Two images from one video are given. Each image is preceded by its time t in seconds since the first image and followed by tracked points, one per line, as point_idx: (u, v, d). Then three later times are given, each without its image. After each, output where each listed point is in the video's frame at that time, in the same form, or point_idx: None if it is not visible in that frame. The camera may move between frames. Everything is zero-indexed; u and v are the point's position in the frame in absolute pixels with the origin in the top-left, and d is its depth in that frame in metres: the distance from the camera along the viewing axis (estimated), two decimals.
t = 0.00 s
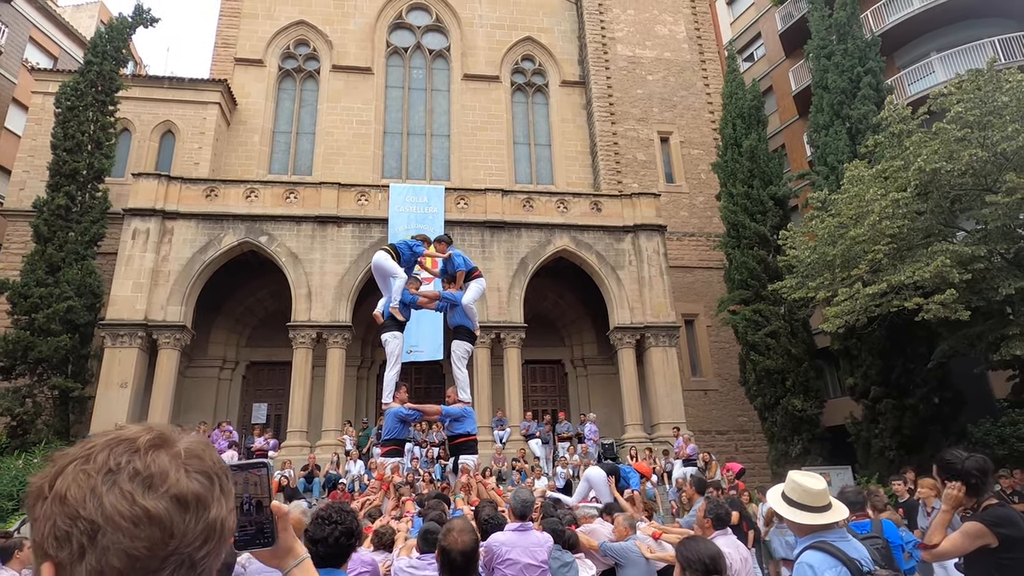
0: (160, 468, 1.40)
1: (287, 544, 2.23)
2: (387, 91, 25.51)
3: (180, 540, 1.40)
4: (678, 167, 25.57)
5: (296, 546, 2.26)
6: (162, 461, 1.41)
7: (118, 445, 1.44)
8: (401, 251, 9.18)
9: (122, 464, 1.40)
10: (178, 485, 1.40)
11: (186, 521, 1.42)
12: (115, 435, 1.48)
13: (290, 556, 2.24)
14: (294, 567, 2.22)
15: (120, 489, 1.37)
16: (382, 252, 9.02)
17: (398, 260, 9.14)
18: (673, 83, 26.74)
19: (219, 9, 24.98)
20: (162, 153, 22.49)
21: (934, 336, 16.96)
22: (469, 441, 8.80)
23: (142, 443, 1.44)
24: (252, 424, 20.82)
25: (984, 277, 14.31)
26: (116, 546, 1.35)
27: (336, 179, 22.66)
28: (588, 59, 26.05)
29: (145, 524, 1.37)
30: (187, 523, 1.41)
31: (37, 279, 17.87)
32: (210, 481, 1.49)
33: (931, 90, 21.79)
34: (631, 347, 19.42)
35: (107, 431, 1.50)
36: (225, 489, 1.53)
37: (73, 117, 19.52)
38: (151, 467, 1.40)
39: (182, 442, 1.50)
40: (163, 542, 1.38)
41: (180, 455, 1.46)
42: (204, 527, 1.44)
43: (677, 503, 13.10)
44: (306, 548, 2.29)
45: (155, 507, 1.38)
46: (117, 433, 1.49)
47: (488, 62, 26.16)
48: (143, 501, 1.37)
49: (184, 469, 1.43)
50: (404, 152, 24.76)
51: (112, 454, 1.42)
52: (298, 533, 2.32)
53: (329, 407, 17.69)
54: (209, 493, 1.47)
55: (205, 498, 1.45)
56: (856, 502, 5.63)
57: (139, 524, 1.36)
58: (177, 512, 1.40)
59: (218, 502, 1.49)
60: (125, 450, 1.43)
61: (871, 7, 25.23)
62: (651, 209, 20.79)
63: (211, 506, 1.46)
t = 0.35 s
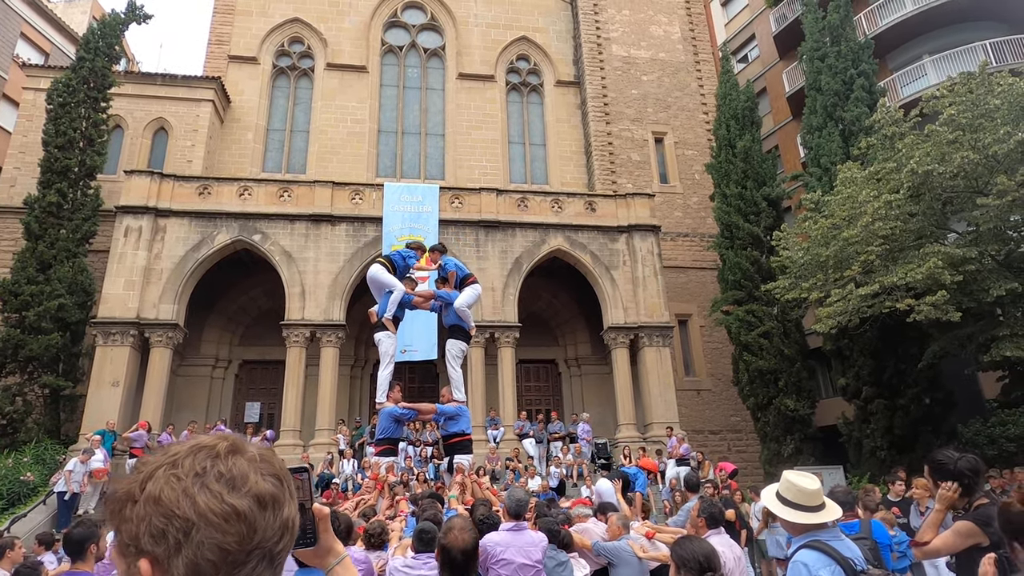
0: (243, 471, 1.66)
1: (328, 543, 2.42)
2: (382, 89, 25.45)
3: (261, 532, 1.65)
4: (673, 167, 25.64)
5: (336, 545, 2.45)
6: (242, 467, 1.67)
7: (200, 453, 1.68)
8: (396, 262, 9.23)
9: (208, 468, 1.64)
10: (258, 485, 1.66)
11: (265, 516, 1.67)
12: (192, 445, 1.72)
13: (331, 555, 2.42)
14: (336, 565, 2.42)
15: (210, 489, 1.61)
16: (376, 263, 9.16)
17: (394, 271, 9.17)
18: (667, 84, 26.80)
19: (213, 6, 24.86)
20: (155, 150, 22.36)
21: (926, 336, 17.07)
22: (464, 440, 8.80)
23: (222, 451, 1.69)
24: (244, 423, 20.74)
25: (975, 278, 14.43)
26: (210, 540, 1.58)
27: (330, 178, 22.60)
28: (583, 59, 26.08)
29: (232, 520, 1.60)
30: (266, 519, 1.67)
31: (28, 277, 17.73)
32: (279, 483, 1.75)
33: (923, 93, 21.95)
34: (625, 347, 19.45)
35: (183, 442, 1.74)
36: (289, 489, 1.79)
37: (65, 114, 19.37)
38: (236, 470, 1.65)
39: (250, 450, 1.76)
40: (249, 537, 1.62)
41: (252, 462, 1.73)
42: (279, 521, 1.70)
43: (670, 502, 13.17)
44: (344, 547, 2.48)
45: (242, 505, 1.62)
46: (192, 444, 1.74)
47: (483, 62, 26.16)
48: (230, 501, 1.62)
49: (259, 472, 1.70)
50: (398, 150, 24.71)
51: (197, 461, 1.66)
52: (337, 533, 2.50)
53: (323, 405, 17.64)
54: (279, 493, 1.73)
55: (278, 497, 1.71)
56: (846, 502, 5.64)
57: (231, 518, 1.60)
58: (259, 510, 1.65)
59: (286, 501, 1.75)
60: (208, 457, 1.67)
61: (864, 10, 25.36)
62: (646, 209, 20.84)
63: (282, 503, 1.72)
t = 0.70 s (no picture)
0: (311, 474, 1.77)
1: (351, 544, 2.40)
2: (385, 87, 25.44)
3: (325, 537, 1.76)
4: (676, 164, 25.60)
5: (359, 544, 2.42)
6: (306, 471, 1.78)
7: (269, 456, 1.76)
8: (393, 266, 9.06)
9: (280, 471, 1.73)
10: (323, 488, 1.78)
11: (328, 519, 1.78)
12: (255, 448, 1.79)
13: (353, 556, 2.39)
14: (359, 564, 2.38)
15: (287, 492, 1.70)
16: (378, 269, 9.02)
17: (393, 275, 9.04)
18: (671, 82, 26.73)
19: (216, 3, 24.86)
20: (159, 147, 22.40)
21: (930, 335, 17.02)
22: (468, 437, 8.81)
23: (288, 458, 1.79)
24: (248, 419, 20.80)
25: (979, 277, 14.36)
26: (289, 543, 1.66)
27: (333, 175, 22.62)
28: (587, 56, 26.02)
29: (304, 523, 1.70)
30: (326, 522, 1.78)
31: (33, 273, 17.80)
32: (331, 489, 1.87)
33: (928, 91, 21.86)
34: (628, 344, 19.45)
35: (245, 444, 1.81)
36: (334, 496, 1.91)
37: (69, 111, 19.41)
38: (307, 476, 1.76)
39: (304, 457, 1.87)
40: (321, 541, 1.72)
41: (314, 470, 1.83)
42: (333, 525, 1.82)
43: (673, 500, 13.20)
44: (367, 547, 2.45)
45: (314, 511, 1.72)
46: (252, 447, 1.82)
47: (487, 59, 26.13)
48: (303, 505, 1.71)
49: (318, 476, 1.81)
50: (401, 148, 24.72)
51: (267, 465, 1.74)
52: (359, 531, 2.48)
53: (326, 402, 17.69)
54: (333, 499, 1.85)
55: (333, 502, 1.83)
56: (851, 500, 5.60)
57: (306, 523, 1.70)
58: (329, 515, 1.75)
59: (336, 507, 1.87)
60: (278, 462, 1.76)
61: (869, 7, 25.25)
62: (649, 207, 20.81)
63: (336, 508, 1.85)
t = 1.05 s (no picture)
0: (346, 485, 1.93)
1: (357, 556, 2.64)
2: (388, 88, 25.47)
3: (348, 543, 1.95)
4: (679, 163, 25.57)
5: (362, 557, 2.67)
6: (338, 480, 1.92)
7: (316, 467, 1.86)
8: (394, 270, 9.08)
9: (332, 481, 1.88)
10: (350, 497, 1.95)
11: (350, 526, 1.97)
12: (299, 457, 1.85)
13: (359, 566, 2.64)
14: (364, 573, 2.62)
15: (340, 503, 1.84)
16: (379, 274, 9.05)
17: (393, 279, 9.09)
18: (673, 81, 26.70)
19: (218, 6, 24.94)
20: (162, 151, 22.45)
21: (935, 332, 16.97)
22: (473, 438, 8.76)
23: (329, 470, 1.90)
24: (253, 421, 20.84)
25: (985, 273, 14.33)
26: (343, 550, 1.83)
27: (336, 176, 22.66)
28: (589, 56, 26.01)
29: (346, 531, 1.87)
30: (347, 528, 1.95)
31: (38, 277, 17.86)
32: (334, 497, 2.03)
33: (931, 87, 21.79)
34: (632, 344, 19.45)
35: (294, 454, 1.83)
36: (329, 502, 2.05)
37: (73, 115, 19.49)
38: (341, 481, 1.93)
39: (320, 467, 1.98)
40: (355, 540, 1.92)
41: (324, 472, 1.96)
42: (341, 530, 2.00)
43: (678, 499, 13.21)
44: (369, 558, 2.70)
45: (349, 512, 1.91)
46: (293, 455, 1.85)
47: (489, 59, 26.14)
48: (347, 509, 1.89)
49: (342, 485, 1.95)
50: (404, 149, 24.75)
51: (325, 477, 1.86)
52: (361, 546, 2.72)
53: (331, 404, 17.71)
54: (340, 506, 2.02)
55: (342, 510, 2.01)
56: (857, 498, 5.59)
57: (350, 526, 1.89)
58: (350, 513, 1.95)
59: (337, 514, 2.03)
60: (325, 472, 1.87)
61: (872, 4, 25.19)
62: (652, 206, 20.77)
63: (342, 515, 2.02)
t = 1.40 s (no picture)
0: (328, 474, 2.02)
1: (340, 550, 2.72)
2: (392, 85, 25.47)
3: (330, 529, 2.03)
4: (684, 159, 25.47)
5: (349, 549, 2.56)
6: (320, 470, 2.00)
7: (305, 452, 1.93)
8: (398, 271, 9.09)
9: (322, 469, 1.97)
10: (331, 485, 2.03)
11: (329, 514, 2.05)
12: (289, 443, 1.91)
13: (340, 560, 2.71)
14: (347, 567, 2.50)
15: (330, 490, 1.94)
16: (382, 277, 9.03)
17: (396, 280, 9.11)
18: (678, 76, 26.59)
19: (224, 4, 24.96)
20: (168, 149, 22.51)
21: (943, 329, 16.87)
22: (478, 434, 8.79)
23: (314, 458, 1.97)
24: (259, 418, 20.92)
25: (994, 269, 14.27)
26: (335, 533, 1.92)
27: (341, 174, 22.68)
28: (594, 52, 25.93)
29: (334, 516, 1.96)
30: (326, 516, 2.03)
31: (46, 274, 17.97)
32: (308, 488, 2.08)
33: (940, 81, 21.61)
34: (637, 341, 19.43)
35: (288, 441, 1.90)
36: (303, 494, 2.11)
37: (79, 113, 19.56)
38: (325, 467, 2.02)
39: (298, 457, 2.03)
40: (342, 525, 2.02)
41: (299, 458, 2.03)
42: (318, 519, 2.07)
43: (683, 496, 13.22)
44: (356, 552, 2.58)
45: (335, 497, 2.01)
46: (286, 441, 1.91)
47: (493, 56, 26.08)
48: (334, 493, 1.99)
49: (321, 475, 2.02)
50: (409, 146, 24.75)
51: (317, 464, 1.94)
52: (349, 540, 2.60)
53: (337, 400, 17.77)
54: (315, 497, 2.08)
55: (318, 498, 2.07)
56: (863, 495, 5.58)
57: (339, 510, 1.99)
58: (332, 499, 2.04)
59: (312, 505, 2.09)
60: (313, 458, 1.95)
61: None
62: (658, 202, 20.70)
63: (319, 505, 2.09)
